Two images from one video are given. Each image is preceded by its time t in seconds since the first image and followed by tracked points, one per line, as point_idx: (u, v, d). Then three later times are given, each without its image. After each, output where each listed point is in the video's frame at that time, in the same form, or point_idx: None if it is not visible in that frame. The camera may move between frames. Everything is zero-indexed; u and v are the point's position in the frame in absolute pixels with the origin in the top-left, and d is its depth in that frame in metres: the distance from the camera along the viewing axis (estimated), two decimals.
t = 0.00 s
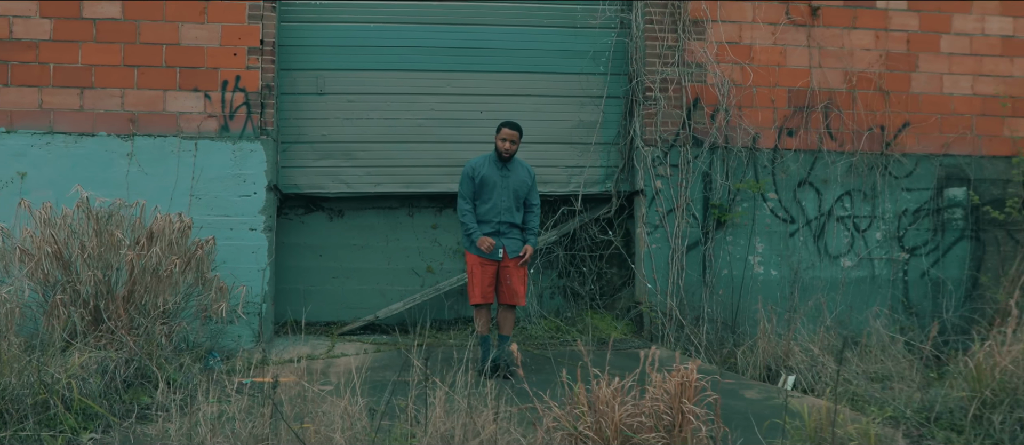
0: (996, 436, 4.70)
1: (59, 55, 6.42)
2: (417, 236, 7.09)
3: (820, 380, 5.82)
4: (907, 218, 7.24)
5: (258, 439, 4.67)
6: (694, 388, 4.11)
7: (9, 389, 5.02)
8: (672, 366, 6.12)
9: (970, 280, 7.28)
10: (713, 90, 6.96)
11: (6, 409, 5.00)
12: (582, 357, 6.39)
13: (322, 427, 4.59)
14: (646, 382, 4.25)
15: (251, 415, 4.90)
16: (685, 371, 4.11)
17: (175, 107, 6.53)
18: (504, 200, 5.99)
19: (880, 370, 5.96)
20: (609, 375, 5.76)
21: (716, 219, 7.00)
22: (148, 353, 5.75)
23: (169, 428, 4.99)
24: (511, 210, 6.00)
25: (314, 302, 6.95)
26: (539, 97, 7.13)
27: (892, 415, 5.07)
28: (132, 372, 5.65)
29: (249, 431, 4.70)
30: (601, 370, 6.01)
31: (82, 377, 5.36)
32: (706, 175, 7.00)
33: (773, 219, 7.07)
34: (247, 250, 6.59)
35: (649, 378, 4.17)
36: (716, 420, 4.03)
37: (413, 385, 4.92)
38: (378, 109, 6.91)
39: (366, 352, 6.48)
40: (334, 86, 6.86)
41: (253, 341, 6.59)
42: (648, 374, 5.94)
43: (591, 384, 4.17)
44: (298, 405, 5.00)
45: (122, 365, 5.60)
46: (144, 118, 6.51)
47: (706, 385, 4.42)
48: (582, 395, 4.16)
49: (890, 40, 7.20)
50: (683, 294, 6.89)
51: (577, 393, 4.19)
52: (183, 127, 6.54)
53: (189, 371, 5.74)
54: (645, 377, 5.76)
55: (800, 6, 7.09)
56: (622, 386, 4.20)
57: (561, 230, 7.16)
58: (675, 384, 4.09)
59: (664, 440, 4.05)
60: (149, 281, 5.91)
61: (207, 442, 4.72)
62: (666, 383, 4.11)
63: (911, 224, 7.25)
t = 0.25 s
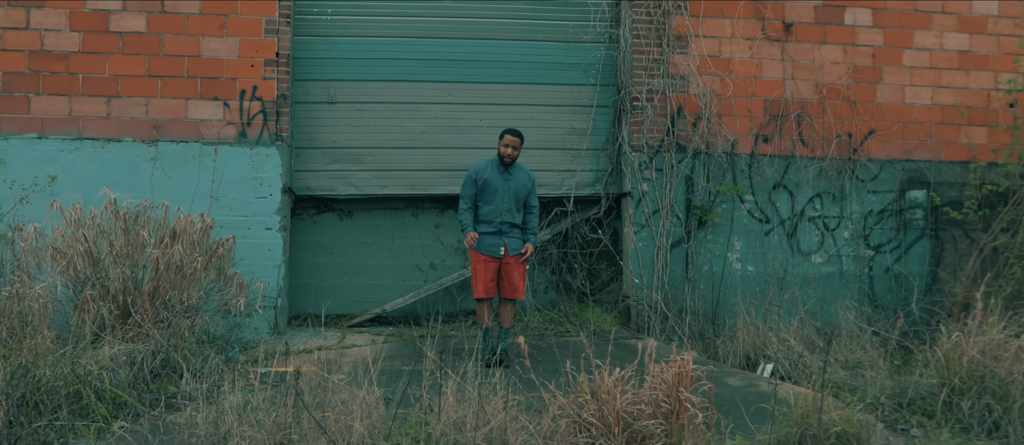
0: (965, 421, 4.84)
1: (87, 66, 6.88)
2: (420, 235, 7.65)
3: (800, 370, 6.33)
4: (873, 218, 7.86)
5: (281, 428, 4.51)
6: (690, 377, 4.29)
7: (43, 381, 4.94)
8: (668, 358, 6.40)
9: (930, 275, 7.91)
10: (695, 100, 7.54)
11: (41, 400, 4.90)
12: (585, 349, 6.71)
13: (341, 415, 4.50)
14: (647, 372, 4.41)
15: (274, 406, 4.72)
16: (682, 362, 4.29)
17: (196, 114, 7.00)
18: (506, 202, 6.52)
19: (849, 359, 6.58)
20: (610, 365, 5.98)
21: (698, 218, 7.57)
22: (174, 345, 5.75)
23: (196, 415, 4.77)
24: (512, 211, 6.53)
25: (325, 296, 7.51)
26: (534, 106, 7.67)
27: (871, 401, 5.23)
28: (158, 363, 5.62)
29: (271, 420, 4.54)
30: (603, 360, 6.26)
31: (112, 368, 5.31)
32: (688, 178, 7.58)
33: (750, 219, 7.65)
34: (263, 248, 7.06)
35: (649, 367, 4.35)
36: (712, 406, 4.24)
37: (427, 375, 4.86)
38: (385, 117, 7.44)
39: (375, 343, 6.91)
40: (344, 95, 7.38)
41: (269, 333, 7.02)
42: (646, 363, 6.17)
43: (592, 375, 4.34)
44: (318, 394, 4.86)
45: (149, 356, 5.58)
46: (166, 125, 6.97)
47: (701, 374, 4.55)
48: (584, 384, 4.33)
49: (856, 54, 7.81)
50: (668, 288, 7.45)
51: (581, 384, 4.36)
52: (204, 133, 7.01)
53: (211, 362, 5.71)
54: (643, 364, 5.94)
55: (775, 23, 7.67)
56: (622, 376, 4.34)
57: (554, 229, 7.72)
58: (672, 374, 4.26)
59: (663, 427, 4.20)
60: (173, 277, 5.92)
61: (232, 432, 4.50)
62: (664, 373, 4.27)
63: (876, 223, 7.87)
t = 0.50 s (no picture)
0: (961, 418, 4.98)
1: (87, 67, 6.90)
2: (418, 236, 7.75)
3: (796, 370, 6.53)
4: (862, 219, 8.00)
5: (285, 430, 4.33)
6: (695, 377, 4.26)
7: (43, 383, 4.66)
8: (673, 359, 6.42)
9: (917, 274, 8.07)
10: (689, 102, 7.66)
11: (40, 403, 4.62)
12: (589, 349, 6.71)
13: (346, 416, 4.38)
14: (652, 372, 4.43)
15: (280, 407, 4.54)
16: (687, 362, 4.25)
17: (196, 115, 7.03)
18: (506, 202, 6.62)
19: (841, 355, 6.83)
20: (610, 363, 6.06)
21: (692, 219, 7.69)
22: (174, 346, 5.43)
23: (200, 414, 4.56)
24: (512, 212, 6.63)
25: (323, 296, 7.59)
26: (530, 108, 7.77)
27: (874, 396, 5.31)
28: (160, 363, 5.31)
29: (277, 422, 4.34)
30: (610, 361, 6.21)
31: (113, 370, 5.02)
32: (682, 179, 7.69)
33: (743, 219, 7.78)
34: (262, 248, 7.10)
35: (654, 367, 4.33)
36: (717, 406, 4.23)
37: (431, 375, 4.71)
38: (383, 119, 7.52)
39: (374, 341, 6.93)
40: (342, 97, 7.46)
41: (269, 332, 7.03)
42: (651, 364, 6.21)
43: (598, 374, 4.34)
44: (324, 395, 4.58)
45: (149, 358, 5.27)
46: (166, 126, 7.00)
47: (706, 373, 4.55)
48: (589, 384, 4.34)
49: (846, 58, 7.97)
50: (662, 287, 7.56)
51: (586, 383, 4.36)
52: (204, 134, 7.05)
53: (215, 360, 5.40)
54: (649, 366, 5.96)
55: (767, 27, 7.81)
56: (627, 376, 4.36)
57: (550, 230, 7.83)
58: (677, 374, 4.24)
59: (668, 427, 4.20)
60: (173, 277, 5.64)
61: (237, 434, 4.29)
62: (669, 373, 4.26)
63: (866, 224, 8.01)
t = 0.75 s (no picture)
0: (974, 423, 4.82)
1: (72, 63, 6.70)
2: (413, 236, 7.60)
3: (801, 373, 6.34)
4: (863, 218, 7.90)
5: (278, 440, 4.14)
6: (705, 383, 4.08)
7: (24, 391, 4.48)
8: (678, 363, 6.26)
9: (918, 274, 7.98)
10: (689, 100, 7.54)
11: (21, 412, 4.45)
12: (591, 353, 6.56)
13: (342, 426, 4.21)
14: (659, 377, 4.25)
15: (272, 416, 4.36)
16: (696, 367, 4.08)
17: (185, 113, 6.84)
18: (503, 202, 6.46)
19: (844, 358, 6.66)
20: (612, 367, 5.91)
21: (692, 219, 7.55)
22: (162, 351, 5.26)
23: (189, 422, 4.38)
24: (510, 211, 6.48)
25: (316, 298, 7.43)
26: (527, 106, 7.62)
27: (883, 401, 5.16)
28: (147, 369, 5.12)
29: (269, 431, 4.16)
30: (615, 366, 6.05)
31: (98, 376, 4.82)
32: (681, 179, 7.56)
33: (742, 219, 7.66)
34: (253, 250, 6.90)
35: (661, 371, 4.14)
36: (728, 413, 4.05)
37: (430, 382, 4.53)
38: (377, 117, 7.36)
39: (368, 345, 6.76)
40: (335, 95, 7.29)
41: (260, 335, 6.84)
42: (655, 369, 6.06)
43: (603, 380, 4.16)
44: (319, 402, 4.43)
45: (136, 363, 5.08)
46: (154, 123, 6.81)
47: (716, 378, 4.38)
48: (595, 390, 4.16)
49: (847, 56, 7.87)
50: (662, 289, 7.43)
51: (591, 389, 4.17)
52: (193, 132, 6.85)
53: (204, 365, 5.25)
54: (652, 370, 5.81)
55: (767, 24, 7.70)
56: (634, 381, 4.18)
57: (547, 230, 7.68)
58: (687, 379, 4.05)
59: (677, 435, 4.03)
60: (161, 280, 5.46)
61: None
62: (678, 378, 4.08)
63: (866, 224, 7.91)
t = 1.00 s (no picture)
0: (984, 428, 4.69)
1: (55, 59, 6.51)
2: (406, 237, 7.45)
3: (802, 376, 6.23)
4: (863, 218, 7.80)
5: None
6: (714, 389, 3.97)
7: (2, 400, 4.31)
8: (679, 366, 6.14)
9: (918, 275, 7.88)
10: (687, 98, 7.42)
11: None
12: (589, 357, 6.43)
13: (337, 436, 4.06)
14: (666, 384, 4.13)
15: (263, 426, 4.20)
16: (705, 372, 3.96)
17: (172, 111, 6.66)
18: (500, 202, 6.32)
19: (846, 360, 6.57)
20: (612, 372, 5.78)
21: (690, 219, 7.43)
22: (148, 356, 5.09)
23: (177, 432, 4.22)
24: (506, 212, 6.34)
25: (307, 300, 7.27)
26: (522, 104, 7.48)
27: (892, 405, 5.05)
28: (133, 376, 4.94)
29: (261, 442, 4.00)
30: (619, 371, 5.90)
31: (81, 384, 4.64)
32: (680, 178, 7.43)
33: (741, 219, 7.54)
34: (242, 251, 6.72)
35: (668, 378, 4.02)
36: (738, 420, 3.94)
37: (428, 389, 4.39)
38: (369, 115, 7.20)
39: (361, 349, 6.59)
40: (327, 92, 7.13)
41: (250, 339, 6.66)
42: (656, 373, 5.93)
43: (609, 387, 4.03)
44: (314, 411, 4.23)
45: (121, 370, 4.91)
46: (140, 121, 6.62)
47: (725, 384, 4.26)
48: (600, 397, 4.02)
49: (846, 54, 7.77)
50: (660, 290, 7.30)
51: (596, 395, 4.04)
52: (180, 131, 6.67)
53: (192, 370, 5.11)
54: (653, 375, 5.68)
55: (766, 22, 7.59)
56: (640, 387, 4.06)
57: (543, 231, 7.54)
58: (696, 386, 3.94)
59: (685, 443, 3.91)
60: (147, 283, 5.27)
61: None
62: (686, 384, 3.96)
63: (866, 224, 7.81)
